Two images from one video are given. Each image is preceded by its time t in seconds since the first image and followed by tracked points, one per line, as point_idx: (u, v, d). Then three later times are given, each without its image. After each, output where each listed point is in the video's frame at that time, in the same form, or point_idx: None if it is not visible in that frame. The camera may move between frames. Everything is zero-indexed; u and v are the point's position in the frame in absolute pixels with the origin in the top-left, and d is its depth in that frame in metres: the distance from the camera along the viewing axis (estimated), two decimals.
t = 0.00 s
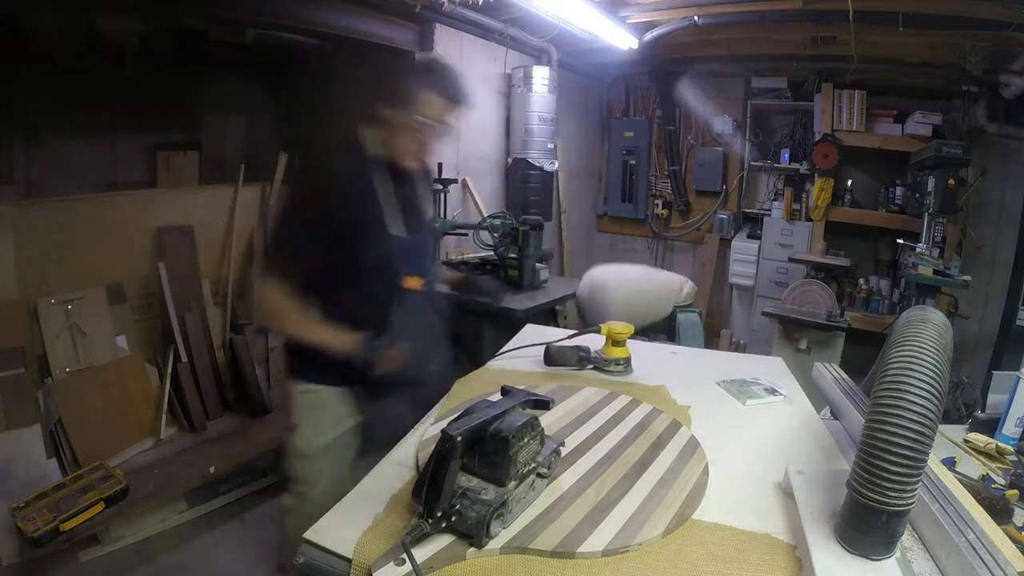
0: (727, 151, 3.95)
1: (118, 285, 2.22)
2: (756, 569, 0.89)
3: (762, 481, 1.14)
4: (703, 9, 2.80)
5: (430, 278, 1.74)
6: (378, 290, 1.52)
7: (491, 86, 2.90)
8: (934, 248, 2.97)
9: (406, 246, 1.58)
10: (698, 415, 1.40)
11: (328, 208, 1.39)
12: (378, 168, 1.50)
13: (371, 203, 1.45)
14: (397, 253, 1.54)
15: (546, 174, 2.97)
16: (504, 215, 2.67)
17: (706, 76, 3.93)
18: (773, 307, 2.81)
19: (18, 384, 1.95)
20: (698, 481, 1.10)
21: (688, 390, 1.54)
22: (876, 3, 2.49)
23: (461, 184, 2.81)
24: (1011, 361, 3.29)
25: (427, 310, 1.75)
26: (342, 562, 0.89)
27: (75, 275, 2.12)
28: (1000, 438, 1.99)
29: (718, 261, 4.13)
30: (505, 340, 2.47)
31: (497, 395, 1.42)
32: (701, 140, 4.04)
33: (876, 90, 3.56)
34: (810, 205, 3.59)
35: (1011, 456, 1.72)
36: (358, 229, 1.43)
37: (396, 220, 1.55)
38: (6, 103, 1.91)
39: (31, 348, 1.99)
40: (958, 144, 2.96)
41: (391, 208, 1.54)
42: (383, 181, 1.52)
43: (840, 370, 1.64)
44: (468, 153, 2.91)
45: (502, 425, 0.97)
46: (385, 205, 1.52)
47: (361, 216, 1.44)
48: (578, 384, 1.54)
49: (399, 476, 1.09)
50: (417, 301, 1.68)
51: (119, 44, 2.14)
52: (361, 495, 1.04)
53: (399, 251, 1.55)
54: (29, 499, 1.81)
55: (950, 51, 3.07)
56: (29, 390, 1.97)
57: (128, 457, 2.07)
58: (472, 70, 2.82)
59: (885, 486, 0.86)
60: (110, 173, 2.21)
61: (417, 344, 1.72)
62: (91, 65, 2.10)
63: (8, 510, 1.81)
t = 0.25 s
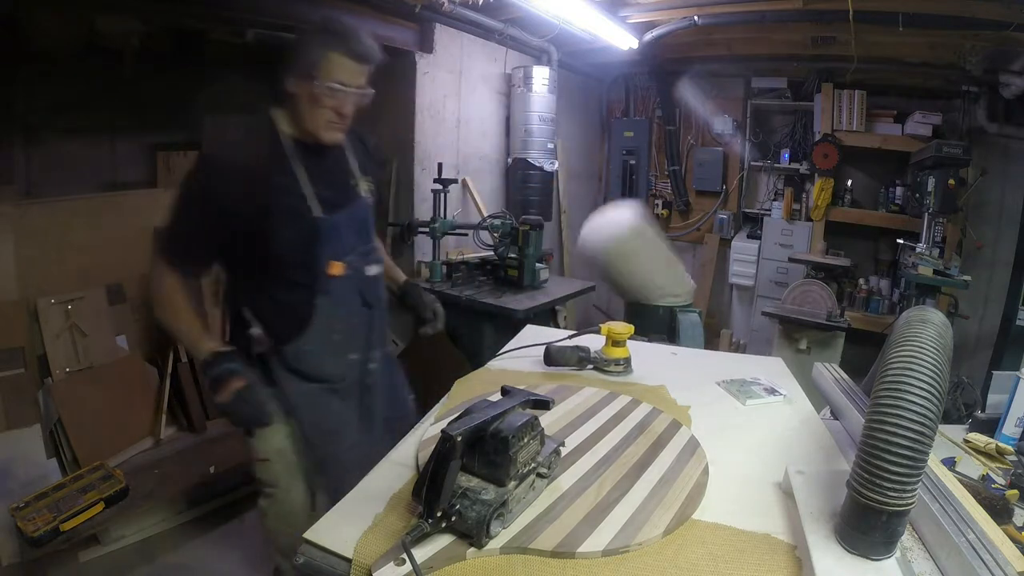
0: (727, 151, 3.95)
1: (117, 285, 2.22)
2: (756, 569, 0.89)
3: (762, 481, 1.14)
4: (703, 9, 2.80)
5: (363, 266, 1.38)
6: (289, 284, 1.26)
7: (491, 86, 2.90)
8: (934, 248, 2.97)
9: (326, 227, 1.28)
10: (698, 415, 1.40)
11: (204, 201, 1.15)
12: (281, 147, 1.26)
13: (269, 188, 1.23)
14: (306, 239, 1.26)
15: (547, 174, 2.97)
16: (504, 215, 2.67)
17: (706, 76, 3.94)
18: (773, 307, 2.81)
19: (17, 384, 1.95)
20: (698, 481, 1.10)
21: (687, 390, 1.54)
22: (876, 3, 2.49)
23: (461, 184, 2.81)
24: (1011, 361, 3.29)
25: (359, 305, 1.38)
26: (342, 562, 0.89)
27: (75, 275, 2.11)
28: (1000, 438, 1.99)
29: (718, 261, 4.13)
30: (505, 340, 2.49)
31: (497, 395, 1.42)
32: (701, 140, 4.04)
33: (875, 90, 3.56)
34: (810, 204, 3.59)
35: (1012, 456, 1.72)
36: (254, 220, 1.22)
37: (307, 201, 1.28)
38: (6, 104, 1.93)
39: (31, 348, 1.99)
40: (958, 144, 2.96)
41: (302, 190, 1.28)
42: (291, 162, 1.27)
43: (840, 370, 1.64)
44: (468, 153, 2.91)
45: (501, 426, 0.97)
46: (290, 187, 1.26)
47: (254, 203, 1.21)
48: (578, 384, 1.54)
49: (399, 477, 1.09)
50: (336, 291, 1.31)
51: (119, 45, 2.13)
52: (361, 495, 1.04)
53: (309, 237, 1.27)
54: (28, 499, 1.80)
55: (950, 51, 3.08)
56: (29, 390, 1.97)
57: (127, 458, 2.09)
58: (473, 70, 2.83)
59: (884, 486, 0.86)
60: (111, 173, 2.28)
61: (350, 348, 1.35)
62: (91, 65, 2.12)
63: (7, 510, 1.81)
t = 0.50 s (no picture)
0: (727, 151, 3.95)
1: (117, 285, 2.21)
2: (755, 569, 0.89)
3: (762, 481, 1.14)
4: (703, 9, 2.80)
5: (337, 267, 1.35)
6: (258, 283, 1.26)
7: (491, 86, 2.91)
8: (934, 248, 2.97)
9: (298, 224, 1.26)
10: (698, 415, 1.40)
11: (178, 196, 1.14)
12: (255, 142, 1.26)
13: (244, 183, 1.22)
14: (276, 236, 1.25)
15: (547, 174, 2.97)
16: (504, 215, 2.67)
17: (706, 76, 3.93)
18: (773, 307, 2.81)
19: (18, 384, 1.95)
20: (698, 481, 1.10)
21: (687, 390, 1.54)
22: (876, 3, 2.49)
23: (461, 184, 2.81)
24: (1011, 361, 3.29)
25: (331, 309, 1.34)
26: (342, 562, 0.89)
27: (74, 274, 2.11)
28: (1000, 438, 1.99)
29: (718, 261, 4.13)
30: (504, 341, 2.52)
31: (497, 395, 1.42)
32: (701, 140, 4.05)
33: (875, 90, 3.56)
34: (810, 204, 3.59)
35: (1012, 456, 1.72)
36: (230, 217, 1.20)
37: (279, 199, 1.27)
38: (5, 103, 1.95)
39: (32, 348, 1.99)
40: (958, 144, 2.96)
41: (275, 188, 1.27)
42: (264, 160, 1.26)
43: (840, 370, 1.64)
44: (468, 153, 2.91)
45: (501, 426, 0.97)
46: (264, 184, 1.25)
47: (228, 199, 1.19)
48: (578, 384, 1.54)
49: (399, 477, 1.09)
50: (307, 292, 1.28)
51: (119, 46, 2.13)
52: (361, 495, 1.04)
53: (279, 235, 1.25)
54: (29, 499, 1.80)
55: (950, 51, 3.08)
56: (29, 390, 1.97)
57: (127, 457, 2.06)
58: (473, 70, 2.83)
59: (884, 486, 0.86)
60: (110, 173, 2.27)
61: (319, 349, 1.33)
62: (90, 65, 2.12)
63: (8, 510, 1.80)
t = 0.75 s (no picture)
0: (727, 151, 3.96)
1: (117, 285, 2.21)
2: (755, 569, 0.89)
3: (763, 481, 1.13)
4: (703, 10, 2.80)
5: (353, 281, 1.41)
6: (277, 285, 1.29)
7: (491, 87, 2.91)
8: (934, 248, 2.97)
9: (317, 233, 1.31)
10: (698, 415, 1.40)
11: (213, 187, 1.15)
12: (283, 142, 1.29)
13: (273, 184, 1.25)
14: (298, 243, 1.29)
15: (547, 174, 2.97)
16: (504, 215, 2.67)
17: (706, 76, 3.94)
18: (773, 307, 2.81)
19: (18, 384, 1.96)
20: (698, 480, 1.10)
21: (688, 390, 1.54)
22: (877, 3, 2.49)
23: (461, 184, 2.82)
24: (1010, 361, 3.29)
25: (348, 326, 1.41)
26: (342, 562, 0.89)
27: (73, 275, 2.11)
28: (1000, 438, 1.99)
29: (718, 261, 4.14)
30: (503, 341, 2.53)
31: (497, 395, 1.42)
32: (701, 140, 4.05)
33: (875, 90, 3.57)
34: (810, 205, 3.59)
35: (1011, 456, 1.72)
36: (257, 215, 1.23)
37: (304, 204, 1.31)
38: (5, 103, 1.97)
39: (32, 347, 1.99)
40: (958, 144, 2.96)
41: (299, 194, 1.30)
42: (293, 163, 1.29)
43: (840, 370, 1.64)
44: (468, 154, 2.91)
45: (501, 426, 0.97)
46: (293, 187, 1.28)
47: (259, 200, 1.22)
48: (578, 384, 1.54)
49: (399, 477, 1.09)
50: (323, 305, 1.34)
51: (119, 46, 2.11)
52: (360, 495, 1.04)
53: (302, 243, 1.30)
54: (29, 499, 1.79)
55: (950, 50, 3.08)
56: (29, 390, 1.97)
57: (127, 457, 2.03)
58: (472, 70, 2.83)
59: (885, 486, 0.86)
60: (110, 173, 2.28)
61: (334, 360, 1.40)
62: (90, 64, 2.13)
63: (8, 510, 1.79)
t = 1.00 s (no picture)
0: (727, 151, 3.96)
1: (117, 285, 2.21)
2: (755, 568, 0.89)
3: (762, 481, 1.14)
4: (703, 9, 2.81)
5: (409, 297, 1.28)
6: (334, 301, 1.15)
7: (492, 87, 2.91)
8: (934, 248, 2.97)
9: (379, 248, 1.14)
10: (698, 415, 1.40)
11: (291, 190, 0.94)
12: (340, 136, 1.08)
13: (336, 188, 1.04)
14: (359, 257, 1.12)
15: (547, 174, 2.97)
16: (504, 214, 2.67)
17: (706, 76, 3.93)
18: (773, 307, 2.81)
19: (17, 384, 1.95)
20: (698, 480, 1.11)
21: (688, 390, 1.54)
22: (877, 3, 2.49)
23: (461, 184, 2.82)
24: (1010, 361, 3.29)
25: (398, 343, 1.27)
26: (343, 562, 0.89)
27: (75, 274, 2.10)
28: (1000, 438, 1.99)
29: (718, 261, 4.14)
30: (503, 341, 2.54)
31: (498, 395, 1.42)
32: (701, 140, 4.05)
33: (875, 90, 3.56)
34: (810, 204, 3.59)
35: (1011, 456, 1.71)
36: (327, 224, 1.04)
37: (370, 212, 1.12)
38: (5, 103, 1.86)
39: (32, 347, 1.98)
40: (958, 144, 2.96)
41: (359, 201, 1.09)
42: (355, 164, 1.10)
43: (840, 370, 1.64)
44: (468, 154, 2.91)
45: (502, 426, 0.97)
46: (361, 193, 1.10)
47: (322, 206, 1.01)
48: (578, 384, 1.54)
49: (399, 477, 1.09)
50: (378, 323, 1.21)
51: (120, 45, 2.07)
52: (360, 495, 1.04)
53: (365, 256, 1.12)
54: (28, 499, 1.78)
55: (950, 50, 3.08)
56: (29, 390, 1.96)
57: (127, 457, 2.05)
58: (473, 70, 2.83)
59: (885, 486, 0.86)
60: (110, 173, 2.16)
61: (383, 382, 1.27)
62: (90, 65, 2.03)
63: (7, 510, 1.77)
